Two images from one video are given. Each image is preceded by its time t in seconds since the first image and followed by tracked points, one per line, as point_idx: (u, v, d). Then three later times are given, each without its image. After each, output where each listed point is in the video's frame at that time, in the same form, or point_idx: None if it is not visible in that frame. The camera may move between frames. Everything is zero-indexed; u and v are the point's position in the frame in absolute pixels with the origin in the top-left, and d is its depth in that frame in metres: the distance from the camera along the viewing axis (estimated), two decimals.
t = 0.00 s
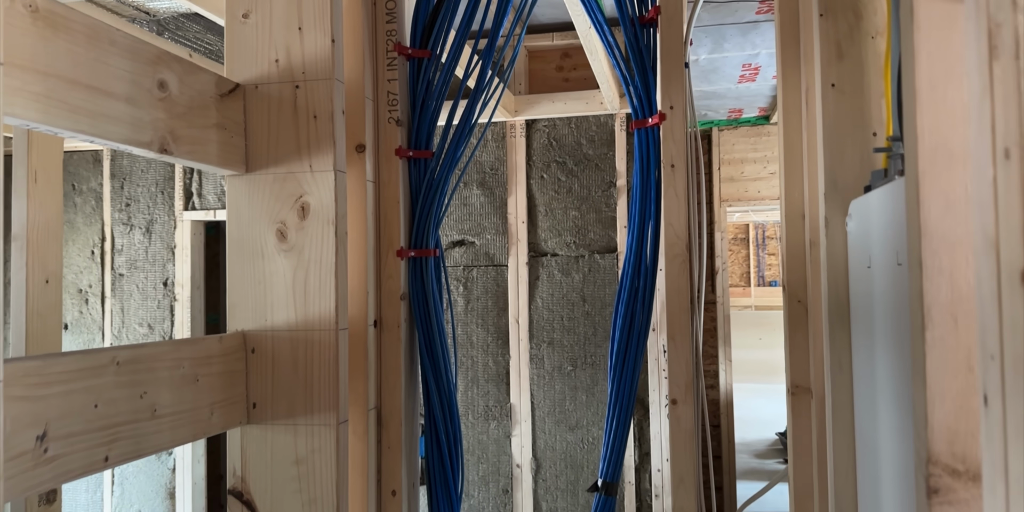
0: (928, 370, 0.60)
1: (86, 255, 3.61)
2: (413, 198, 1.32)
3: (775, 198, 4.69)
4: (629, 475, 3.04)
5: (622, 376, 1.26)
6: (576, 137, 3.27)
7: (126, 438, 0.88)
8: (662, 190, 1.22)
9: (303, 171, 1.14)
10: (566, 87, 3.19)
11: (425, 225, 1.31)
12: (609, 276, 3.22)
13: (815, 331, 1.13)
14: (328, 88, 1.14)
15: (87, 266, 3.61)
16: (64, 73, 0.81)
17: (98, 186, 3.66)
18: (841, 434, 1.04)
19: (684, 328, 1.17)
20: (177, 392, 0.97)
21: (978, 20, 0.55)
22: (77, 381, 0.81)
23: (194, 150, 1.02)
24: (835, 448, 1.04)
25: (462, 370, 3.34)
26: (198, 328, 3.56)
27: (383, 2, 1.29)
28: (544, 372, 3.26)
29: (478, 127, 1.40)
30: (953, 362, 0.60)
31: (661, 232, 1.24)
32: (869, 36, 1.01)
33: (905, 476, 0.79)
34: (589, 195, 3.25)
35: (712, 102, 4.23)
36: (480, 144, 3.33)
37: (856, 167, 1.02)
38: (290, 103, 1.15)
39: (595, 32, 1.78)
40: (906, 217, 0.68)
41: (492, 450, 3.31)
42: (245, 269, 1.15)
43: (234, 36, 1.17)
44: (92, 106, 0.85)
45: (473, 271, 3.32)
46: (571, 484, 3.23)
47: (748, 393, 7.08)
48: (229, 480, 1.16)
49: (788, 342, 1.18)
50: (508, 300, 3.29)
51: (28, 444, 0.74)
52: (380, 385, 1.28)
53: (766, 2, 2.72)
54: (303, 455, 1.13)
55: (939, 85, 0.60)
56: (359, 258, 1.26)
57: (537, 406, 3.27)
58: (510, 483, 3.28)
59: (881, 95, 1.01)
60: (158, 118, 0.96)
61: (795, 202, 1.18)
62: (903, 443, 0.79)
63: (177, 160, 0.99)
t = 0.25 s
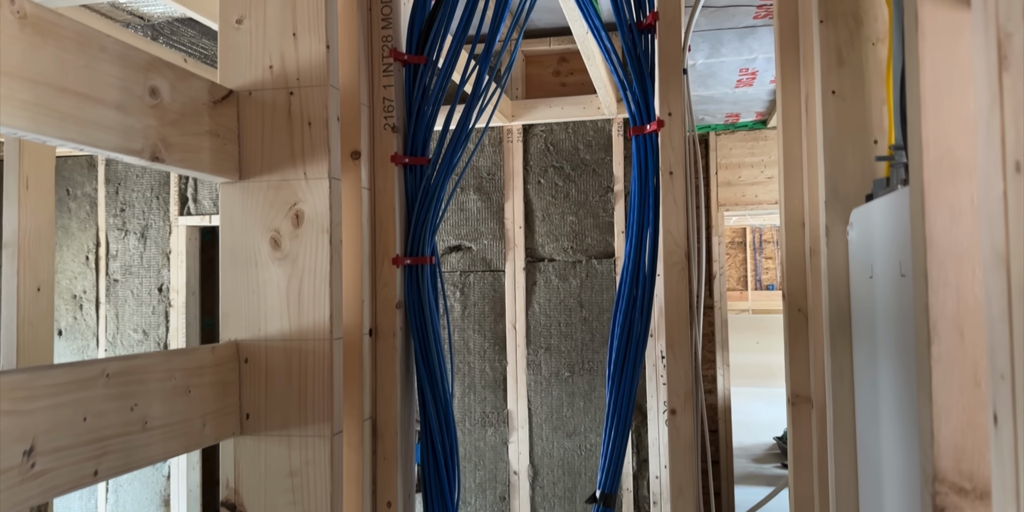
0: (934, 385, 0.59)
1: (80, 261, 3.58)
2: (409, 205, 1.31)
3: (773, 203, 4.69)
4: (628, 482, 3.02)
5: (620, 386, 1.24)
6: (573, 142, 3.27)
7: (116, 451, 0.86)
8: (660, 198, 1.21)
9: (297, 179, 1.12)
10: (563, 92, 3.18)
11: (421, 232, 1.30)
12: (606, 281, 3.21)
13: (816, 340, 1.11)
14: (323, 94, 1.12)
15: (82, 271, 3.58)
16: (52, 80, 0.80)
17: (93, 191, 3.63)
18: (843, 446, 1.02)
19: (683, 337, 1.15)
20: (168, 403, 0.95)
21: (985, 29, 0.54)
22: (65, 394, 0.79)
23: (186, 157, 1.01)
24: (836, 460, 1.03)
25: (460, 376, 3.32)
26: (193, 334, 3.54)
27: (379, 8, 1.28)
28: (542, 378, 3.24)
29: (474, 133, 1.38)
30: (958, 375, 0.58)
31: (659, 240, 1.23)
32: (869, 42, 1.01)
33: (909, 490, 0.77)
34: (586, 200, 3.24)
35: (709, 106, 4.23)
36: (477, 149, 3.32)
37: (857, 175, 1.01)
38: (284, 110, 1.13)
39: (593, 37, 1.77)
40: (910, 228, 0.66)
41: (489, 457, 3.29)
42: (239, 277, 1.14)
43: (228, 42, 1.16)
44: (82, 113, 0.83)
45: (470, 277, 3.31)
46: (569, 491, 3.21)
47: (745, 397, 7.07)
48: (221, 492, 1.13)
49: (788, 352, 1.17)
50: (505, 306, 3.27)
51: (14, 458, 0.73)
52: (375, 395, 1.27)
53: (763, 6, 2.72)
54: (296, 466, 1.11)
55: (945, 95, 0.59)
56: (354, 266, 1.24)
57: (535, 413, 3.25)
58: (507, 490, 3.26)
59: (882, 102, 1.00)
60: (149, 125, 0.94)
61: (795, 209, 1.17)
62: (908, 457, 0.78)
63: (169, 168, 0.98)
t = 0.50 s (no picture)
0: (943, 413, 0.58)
1: (76, 271, 3.55)
2: (406, 219, 1.30)
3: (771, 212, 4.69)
4: (627, 495, 3.00)
5: (619, 403, 1.22)
6: (571, 152, 3.26)
7: (107, 475, 0.84)
8: (659, 212, 1.20)
9: (293, 194, 1.11)
10: (561, 102, 3.18)
11: (418, 247, 1.29)
12: (605, 292, 3.19)
13: (817, 357, 1.10)
14: (319, 109, 1.11)
15: (77, 282, 3.55)
16: (43, 97, 0.79)
17: (89, 201, 3.58)
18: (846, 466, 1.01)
19: (683, 354, 1.14)
20: (161, 424, 0.93)
21: (993, 50, 0.53)
22: (54, 417, 0.77)
23: (180, 174, 0.99)
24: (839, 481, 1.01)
25: (457, 388, 3.30)
26: (189, 345, 3.52)
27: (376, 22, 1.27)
28: (540, 389, 3.22)
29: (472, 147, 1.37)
30: (967, 405, 0.59)
31: (659, 255, 1.22)
32: (870, 58, 1.00)
33: None
34: (584, 210, 3.23)
35: (706, 115, 4.23)
36: (475, 159, 3.31)
37: (859, 191, 1.00)
38: (280, 124, 1.12)
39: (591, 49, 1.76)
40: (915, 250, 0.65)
41: (487, 470, 3.27)
42: (233, 294, 1.12)
43: (223, 56, 1.15)
44: (73, 131, 0.82)
45: (468, 287, 3.30)
46: (567, 504, 3.19)
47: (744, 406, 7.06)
48: None
49: (790, 369, 1.16)
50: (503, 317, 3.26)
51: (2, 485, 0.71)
52: (371, 412, 1.25)
53: (761, 16, 2.72)
54: (291, 487, 1.09)
55: (951, 117, 0.58)
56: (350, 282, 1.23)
57: (533, 425, 3.23)
58: (505, 503, 3.24)
59: (883, 118, 0.99)
60: (142, 142, 0.93)
61: (795, 225, 1.16)
62: (914, 481, 0.76)
63: (162, 185, 0.97)
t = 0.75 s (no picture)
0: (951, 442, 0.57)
1: (75, 285, 3.54)
2: (407, 237, 1.29)
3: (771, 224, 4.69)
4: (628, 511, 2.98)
5: (621, 424, 1.21)
6: (571, 165, 3.26)
7: (106, 498, 0.83)
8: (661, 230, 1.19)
9: (294, 214, 1.11)
10: (561, 116, 3.19)
11: (419, 265, 1.28)
12: (606, 306, 3.18)
13: (821, 377, 1.09)
14: (321, 129, 1.11)
15: (77, 295, 3.54)
16: (44, 120, 0.78)
17: (88, 214, 3.58)
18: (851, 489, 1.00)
19: (686, 375, 1.13)
20: (161, 446, 0.92)
21: (999, 79, 0.52)
22: (53, 441, 0.76)
23: (181, 194, 0.99)
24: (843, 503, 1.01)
25: (457, 402, 3.29)
26: (188, 360, 3.51)
27: (378, 41, 1.28)
28: (540, 404, 3.21)
29: (473, 165, 1.37)
30: (975, 434, 0.59)
31: (660, 274, 1.22)
32: (873, 78, 1.00)
33: None
34: (585, 224, 3.23)
35: (706, 128, 4.24)
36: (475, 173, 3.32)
37: (862, 211, 1.00)
38: (282, 143, 1.12)
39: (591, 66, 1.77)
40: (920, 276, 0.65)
41: (488, 485, 3.25)
42: (233, 314, 1.12)
43: (224, 75, 1.15)
44: (74, 153, 0.82)
45: (468, 301, 3.30)
46: None
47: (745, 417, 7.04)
48: None
49: (793, 389, 1.15)
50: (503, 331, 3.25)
51: None
52: (372, 432, 1.24)
53: (760, 31, 2.74)
54: (291, 509, 1.08)
55: (955, 144, 0.57)
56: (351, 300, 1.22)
57: (533, 440, 3.21)
58: None
59: (885, 138, 1.00)
60: (143, 163, 0.93)
61: (797, 244, 1.15)
62: (922, 507, 0.75)
63: (163, 205, 0.96)
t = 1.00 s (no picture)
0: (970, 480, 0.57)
1: (78, 304, 3.52)
2: (414, 263, 1.30)
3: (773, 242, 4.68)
4: None
5: (630, 451, 1.21)
6: (574, 186, 3.28)
7: None
8: (668, 258, 1.20)
9: (303, 242, 1.11)
10: (564, 136, 3.21)
11: (426, 290, 1.29)
12: (609, 326, 3.18)
13: (829, 406, 1.09)
14: (330, 157, 1.12)
15: (79, 315, 3.52)
16: (59, 155, 0.79)
17: (92, 234, 3.55)
18: None
19: (695, 403, 1.13)
20: (171, 476, 0.92)
21: (1010, 124, 0.53)
22: (64, 475, 0.76)
23: (192, 224, 1.00)
24: None
25: (461, 424, 3.27)
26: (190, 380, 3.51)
27: (386, 70, 1.30)
28: (544, 425, 3.20)
29: (480, 191, 1.38)
30: (990, 472, 0.59)
31: (668, 301, 1.22)
32: (879, 109, 1.01)
33: None
34: (588, 244, 3.24)
35: (706, 148, 4.27)
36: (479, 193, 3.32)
37: (869, 242, 1.01)
38: (291, 172, 1.13)
39: (595, 91, 1.79)
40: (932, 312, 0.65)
41: (491, 508, 3.23)
42: (242, 342, 1.12)
43: (234, 105, 1.16)
44: (87, 186, 0.82)
45: (471, 321, 3.29)
46: None
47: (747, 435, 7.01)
48: None
49: (802, 417, 1.15)
50: (506, 351, 3.25)
51: None
52: (379, 460, 1.24)
53: (761, 53, 2.76)
54: None
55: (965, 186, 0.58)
56: (359, 326, 1.22)
57: (537, 461, 3.20)
58: None
59: (891, 169, 1.01)
60: (155, 194, 0.93)
61: (804, 272, 1.16)
62: None
63: (174, 235, 0.97)
